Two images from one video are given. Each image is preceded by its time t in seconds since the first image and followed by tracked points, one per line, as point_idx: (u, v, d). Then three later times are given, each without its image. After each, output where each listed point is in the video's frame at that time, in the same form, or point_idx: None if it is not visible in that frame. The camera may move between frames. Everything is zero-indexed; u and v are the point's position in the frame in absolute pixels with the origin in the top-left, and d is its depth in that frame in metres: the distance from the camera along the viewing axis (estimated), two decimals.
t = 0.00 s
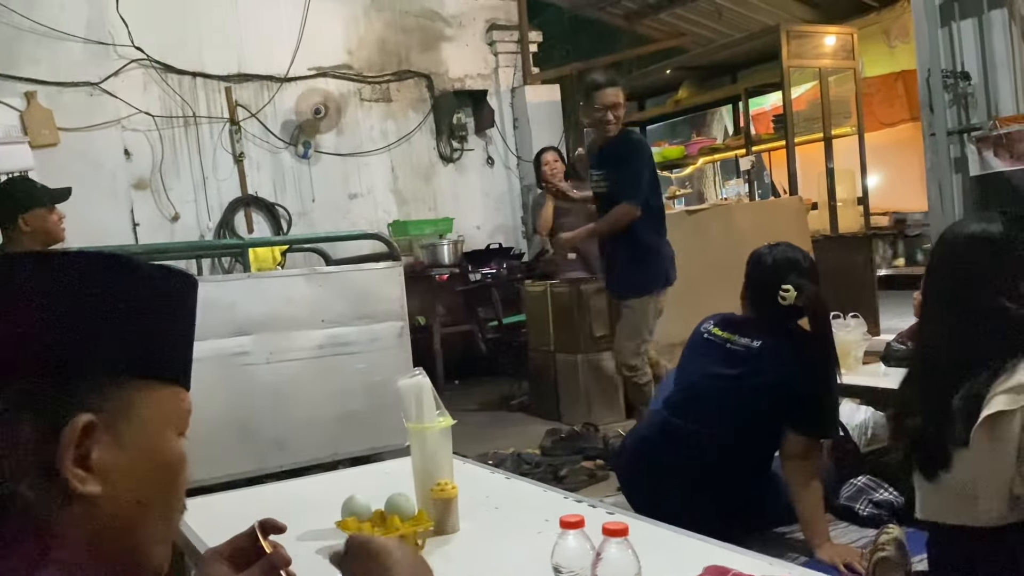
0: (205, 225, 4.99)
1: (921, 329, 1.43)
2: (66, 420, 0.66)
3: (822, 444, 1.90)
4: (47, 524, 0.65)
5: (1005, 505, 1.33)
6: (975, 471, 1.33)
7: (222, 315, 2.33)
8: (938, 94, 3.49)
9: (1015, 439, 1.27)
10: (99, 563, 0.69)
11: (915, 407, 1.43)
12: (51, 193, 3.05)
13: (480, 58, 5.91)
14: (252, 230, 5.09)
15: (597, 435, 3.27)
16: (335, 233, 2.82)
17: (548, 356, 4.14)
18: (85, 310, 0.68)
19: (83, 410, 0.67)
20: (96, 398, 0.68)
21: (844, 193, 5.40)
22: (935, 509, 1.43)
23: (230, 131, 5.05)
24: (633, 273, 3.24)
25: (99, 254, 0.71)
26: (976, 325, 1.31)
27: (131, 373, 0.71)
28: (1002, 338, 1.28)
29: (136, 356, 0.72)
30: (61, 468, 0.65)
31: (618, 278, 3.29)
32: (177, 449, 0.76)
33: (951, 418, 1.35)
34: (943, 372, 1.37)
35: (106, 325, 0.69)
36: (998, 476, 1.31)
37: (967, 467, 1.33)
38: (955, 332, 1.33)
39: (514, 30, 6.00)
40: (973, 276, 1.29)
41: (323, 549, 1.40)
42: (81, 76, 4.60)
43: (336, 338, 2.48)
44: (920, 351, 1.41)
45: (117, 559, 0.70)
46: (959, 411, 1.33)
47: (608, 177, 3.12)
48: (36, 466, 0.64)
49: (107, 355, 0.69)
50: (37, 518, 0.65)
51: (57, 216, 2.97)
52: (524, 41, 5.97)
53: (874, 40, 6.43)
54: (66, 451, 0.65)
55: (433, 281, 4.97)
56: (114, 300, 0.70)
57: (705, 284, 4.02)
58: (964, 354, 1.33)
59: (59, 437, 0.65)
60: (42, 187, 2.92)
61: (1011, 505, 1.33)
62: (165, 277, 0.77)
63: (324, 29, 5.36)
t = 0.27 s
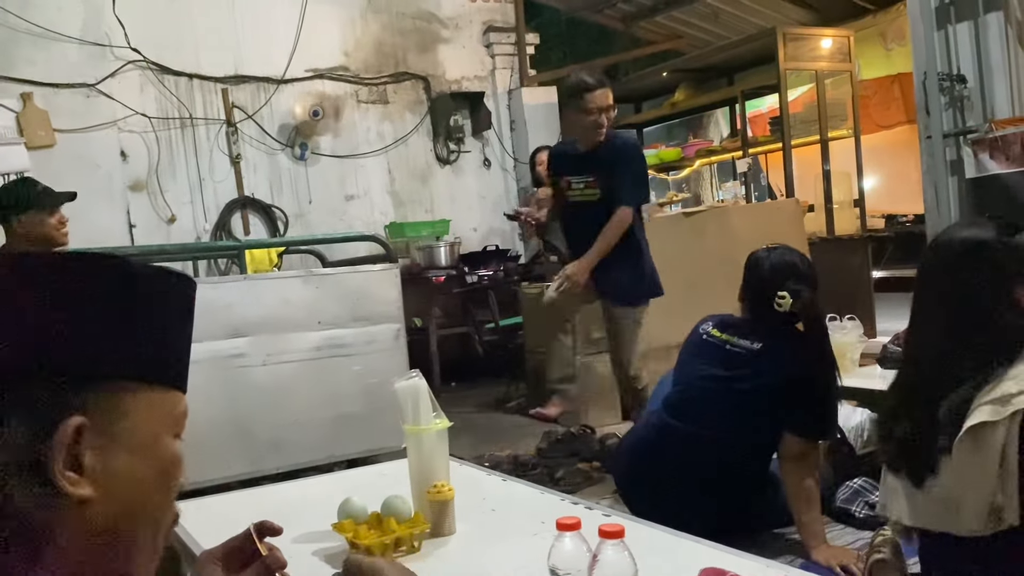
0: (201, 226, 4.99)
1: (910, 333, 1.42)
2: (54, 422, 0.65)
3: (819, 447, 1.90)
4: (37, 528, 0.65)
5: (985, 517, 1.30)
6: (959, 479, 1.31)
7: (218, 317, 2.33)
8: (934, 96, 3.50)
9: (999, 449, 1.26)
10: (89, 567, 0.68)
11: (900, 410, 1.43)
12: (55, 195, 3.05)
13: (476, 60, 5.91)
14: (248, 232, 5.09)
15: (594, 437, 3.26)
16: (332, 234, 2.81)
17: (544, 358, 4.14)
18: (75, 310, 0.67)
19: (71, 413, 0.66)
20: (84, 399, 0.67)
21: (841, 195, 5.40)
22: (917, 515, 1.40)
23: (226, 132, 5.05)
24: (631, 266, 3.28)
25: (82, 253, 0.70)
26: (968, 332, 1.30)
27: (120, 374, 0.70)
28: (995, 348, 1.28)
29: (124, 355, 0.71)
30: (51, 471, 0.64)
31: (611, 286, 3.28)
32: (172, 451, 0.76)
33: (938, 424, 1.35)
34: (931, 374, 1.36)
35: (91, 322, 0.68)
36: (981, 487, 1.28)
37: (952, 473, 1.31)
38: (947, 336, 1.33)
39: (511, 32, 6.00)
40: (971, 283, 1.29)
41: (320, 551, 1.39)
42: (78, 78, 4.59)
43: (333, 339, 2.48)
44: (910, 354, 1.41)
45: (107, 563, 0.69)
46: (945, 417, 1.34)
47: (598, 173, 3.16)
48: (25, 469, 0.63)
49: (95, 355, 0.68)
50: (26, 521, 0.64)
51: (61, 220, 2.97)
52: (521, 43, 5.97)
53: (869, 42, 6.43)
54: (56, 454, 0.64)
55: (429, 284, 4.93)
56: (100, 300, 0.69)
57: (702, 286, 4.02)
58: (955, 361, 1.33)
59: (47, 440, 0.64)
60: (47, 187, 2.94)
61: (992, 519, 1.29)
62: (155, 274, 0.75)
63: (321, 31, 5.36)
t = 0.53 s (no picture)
0: (200, 228, 4.99)
1: (903, 335, 1.41)
2: (51, 422, 0.65)
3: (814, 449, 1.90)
4: (32, 528, 0.65)
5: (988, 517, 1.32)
6: (959, 483, 1.32)
7: (216, 318, 2.32)
8: (932, 98, 3.51)
9: (999, 451, 1.27)
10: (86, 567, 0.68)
11: (896, 412, 1.42)
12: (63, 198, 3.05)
13: (474, 62, 5.92)
14: (246, 233, 5.09)
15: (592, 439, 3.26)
16: (330, 236, 2.81)
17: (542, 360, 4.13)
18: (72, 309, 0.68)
19: (68, 413, 0.66)
20: (81, 399, 0.67)
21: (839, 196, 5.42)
22: (920, 520, 1.41)
23: (224, 133, 5.05)
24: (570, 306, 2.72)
25: (81, 253, 0.70)
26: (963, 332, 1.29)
27: (118, 375, 0.70)
28: (989, 347, 1.27)
29: (123, 355, 0.71)
30: (47, 472, 0.64)
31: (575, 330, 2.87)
32: (168, 452, 0.76)
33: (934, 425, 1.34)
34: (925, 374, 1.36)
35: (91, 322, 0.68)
36: (982, 489, 1.30)
37: (952, 478, 1.32)
38: (941, 337, 1.32)
39: (509, 33, 6.00)
40: (963, 282, 1.27)
41: (317, 553, 1.39)
42: (75, 79, 4.58)
43: (331, 341, 2.48)
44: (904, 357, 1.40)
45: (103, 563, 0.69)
46: (941, 418, 1.33)
47: (558, 188, 2.62)
48: (20, 470, 0.63)
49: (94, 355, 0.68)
50: (21, 522, 0.64)
51: (67, 222, 2.96)
52: (519, 45, 5.97)
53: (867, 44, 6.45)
54: (53, 454, 0.64)
55: (427, 285, 4.97)
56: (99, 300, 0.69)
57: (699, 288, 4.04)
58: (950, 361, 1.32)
59: (44, 440, 0.64)
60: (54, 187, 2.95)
61: (995, 519, 1.32)
62: (154, 275, 0.76)
63: (320, 32, 5.36)
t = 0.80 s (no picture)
0: (199, 228, 4.98)
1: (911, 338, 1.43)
2: (52, 421, 0.65)
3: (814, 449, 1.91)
4: (32, 528, 0.65)
5: (983, 510, 1.33)
6: (960, 480, 1.32)
7: (215, 319, 2.32)
8: (931, 99, 3.51)
9: (997, 447, 1.27)
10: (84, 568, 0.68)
11: (902, 413, 1.43)
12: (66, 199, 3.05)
13: (474, 63, 5.91)
14: (246, 234, 5.09)
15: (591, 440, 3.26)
16: (330, 237, 2.81)
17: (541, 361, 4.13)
18: (74, 311, 0.68)
19: (69, 412, 0.66)
20: (82, 398, 0.67)
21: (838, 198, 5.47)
22: (920, 514, 1.42)
23: (224, 134, 5.05)
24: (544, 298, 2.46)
25: (82, 254, 0.71)
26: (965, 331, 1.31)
27: (118, 375, 0.71)
28: (992, 346, 1.28)
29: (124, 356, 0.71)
30: (46, 472, 0.64)
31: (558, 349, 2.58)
32: (167, 453, 0.76)
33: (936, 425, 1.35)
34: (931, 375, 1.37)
35: (93, 322, 0.69)
36: (981, 486, 1.30)
37: (951, 474, 1.33)
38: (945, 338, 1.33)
39: (508, 35, 6.00)
40: (966, 284, 1.30)
41: (317, 553, 1.39)
42: (74, 79, 4.59)
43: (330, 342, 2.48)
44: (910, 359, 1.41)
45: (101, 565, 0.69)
46: (946, 417, 1.34)
47: (541, 191, 2.31)
48: (20, 468, 0.64)
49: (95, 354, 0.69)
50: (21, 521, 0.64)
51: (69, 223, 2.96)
52: (518, 46, 5.98)
53: (867, 46, 6.46)
54: (53, 454, 0.65)
55: (427, 286, 5.00)
56: (101, 300, 0.70)
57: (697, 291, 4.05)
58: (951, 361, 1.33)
59: (44, 439, 0.65)
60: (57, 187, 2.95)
61: (992, 514, 1.32)
62: (154, 276, 0.76)
63: (319, 33, 5.37)
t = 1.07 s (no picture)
0: (198, 228, 4.98)
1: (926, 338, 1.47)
2: (40, 420, 0.65)
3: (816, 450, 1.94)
4: (18, 528, 0.65)
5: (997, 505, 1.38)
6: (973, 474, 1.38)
7: (214, 318, 2.31)
8: (931, 100, 3.51)
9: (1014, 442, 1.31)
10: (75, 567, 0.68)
11: (921, 410, 1.47)
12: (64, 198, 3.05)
13: (474, 63, 5.91)
14: (245, 234, 5.09)
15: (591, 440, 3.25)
16: (329, 237, 2.80)
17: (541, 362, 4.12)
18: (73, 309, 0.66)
19: (57, 411, 0.66)
20: (73, 397, 0.67)
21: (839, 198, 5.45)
22: (932, 509, 1.47)
23: (223, 134, 5.04)
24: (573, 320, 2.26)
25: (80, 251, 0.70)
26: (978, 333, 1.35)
27: (110, 373, 0.70)
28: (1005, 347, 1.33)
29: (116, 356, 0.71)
30: (34, 471, 0.64)
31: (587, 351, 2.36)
32: (158, 452, 0.76)
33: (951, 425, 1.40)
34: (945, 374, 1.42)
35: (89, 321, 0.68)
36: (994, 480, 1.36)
37: (964, 471, 1.38)
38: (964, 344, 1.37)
39: (508, 35, 6.01)
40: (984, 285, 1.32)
41: (316, 553, 1.39)
42: (74, 79, 4.59)
43: (329, 341, 2.47)
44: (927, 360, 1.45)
45: (91, 564, 0.69)
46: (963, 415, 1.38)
47: (580, 208, 2.07)
48: (9, 468, 0.63)
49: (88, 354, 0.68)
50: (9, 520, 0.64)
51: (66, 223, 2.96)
52: (518, 46, 5.98)
53: (868, 46, 6.49)
54: (41, 452, 0.64)
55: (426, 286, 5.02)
56: (99, 299, 0.69)
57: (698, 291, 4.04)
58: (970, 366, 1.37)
59: (31, 438, 0.64)
60: (52, 188, 2.94)
61: (1003, 506, 1.37)
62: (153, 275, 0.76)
63: (319, 33, 5.37)
